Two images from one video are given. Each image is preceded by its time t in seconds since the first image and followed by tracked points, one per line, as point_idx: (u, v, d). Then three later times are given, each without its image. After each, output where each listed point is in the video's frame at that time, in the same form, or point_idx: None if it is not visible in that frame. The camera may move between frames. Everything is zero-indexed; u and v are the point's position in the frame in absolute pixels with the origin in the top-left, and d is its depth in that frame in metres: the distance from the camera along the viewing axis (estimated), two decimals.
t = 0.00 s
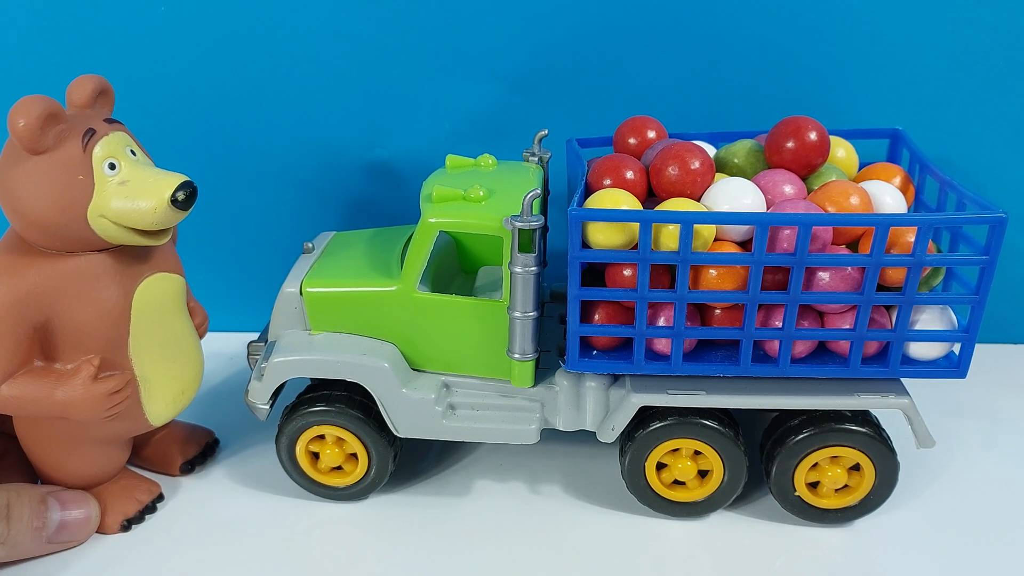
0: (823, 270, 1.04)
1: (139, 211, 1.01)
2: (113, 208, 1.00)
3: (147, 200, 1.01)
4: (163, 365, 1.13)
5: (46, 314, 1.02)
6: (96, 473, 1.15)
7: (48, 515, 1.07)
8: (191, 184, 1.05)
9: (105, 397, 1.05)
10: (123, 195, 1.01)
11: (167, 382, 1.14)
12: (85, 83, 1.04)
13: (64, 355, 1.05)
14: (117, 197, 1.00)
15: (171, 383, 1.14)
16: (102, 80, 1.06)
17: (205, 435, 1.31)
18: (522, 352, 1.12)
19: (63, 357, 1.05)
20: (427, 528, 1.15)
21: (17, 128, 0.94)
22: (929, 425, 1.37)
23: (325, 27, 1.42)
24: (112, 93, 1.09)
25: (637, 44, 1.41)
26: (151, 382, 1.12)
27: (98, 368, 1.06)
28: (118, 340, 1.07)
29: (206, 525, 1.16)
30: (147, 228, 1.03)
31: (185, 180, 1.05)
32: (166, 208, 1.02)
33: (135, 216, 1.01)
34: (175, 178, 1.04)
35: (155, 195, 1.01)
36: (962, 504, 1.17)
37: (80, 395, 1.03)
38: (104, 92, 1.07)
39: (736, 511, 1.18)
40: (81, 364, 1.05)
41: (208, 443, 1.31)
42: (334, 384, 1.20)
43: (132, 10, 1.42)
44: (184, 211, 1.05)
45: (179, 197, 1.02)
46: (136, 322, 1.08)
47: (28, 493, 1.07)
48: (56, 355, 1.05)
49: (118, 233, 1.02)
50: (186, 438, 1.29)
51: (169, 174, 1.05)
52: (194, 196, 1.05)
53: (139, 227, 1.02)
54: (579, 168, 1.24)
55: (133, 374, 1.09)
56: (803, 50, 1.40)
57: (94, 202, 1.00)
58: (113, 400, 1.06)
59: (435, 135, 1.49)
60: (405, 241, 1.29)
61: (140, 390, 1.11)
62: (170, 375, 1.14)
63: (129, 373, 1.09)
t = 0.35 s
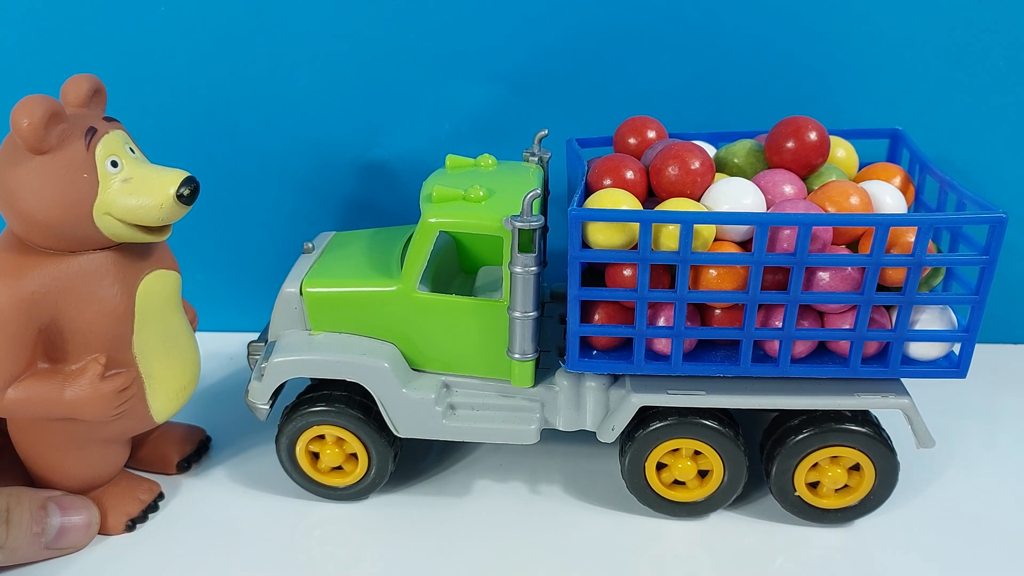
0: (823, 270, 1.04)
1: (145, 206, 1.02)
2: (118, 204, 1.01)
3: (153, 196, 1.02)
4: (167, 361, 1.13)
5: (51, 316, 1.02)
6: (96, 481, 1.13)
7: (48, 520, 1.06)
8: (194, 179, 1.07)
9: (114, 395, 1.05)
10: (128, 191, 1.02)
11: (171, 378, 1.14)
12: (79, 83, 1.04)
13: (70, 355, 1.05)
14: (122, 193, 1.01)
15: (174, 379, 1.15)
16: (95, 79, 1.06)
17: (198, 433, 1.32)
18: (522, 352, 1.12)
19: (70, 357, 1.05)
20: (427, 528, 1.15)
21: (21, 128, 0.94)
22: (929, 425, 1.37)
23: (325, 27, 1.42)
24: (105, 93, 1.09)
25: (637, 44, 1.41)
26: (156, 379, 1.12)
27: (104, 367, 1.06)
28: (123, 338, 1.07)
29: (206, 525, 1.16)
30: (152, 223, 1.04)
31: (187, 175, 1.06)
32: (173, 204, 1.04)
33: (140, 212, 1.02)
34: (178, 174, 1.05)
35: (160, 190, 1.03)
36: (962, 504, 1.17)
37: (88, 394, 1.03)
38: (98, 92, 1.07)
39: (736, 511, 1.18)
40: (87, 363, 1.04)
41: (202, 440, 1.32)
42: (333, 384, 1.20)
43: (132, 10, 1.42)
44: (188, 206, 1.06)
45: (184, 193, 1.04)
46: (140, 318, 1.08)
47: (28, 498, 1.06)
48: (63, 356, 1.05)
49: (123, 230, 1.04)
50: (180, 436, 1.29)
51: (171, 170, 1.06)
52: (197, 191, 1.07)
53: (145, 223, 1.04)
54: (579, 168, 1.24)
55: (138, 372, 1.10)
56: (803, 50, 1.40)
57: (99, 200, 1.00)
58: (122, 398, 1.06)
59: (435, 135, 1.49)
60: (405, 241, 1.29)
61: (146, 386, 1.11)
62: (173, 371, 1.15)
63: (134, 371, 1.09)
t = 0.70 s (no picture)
0: (823, 270, 1.04)
1: (79, 255, 0.90)
2: (51, 253, 0.90)
3: (87, 242, 0.90)
4: (134, 398, 1.06)
5: None
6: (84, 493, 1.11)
7: (31, 534, 1.05)
8: (136, 220, 0.94)
9: (69, 442, 0.99)
10: (61, 238, 0.90)
11: (138, 414, 1.07)
12: (15, 102, 0.94)
13: (23, 399, 0.99)
14: (55, 239, 0.90)
15: (142, 415, 1.08)
16: (32, 97, 0.95)
17: (200, 438, 1.28)
18: (522, 352, 1.12)
19: (22, 401, 0.99)
20: (427, 528, 1.15)
21: None
22: (929, 425, 1.36)
23: (325, 28, 1.42)
24: (48, 111, 0.99)
25: (637, 44, 1.41)
26: (120, 417, 1.05)
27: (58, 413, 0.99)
28: (79, 382, 1.00)
29: (205, 525, 1.16)
30: (93, 273, 0.92)
31: (132, 216, 0.94)
32: (108, 254, 0.91)
33: (74, 261, 0.90)
34: (120, 215, 0.93)
35: (96, 236, 0.90)
36: (963, 504, 1.17)
37: (42, 441, 0.97)
38: (38, 110, 0.97)
39: (736, 511, 1.18)
40: (40, 410, 0.98)
41: (205, 445, 1.29)
42: (333, 384, 1.20)
43: (133, 11, 1.42)
44: (130, 254, 0.93)
45: (124, 240, 0.91)
46: (96, 358, 1.01)
47: (11, 515, 1.05)
48: (14, 399, 0.99)
49: (59, 278, 0.93)
50: (180, 441, 1.25)
51: (117, 209, 0.94)
52: (141, 235, 0.94)
53: (82, 273, 0.92)
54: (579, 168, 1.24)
55: (100, 416, 1.03)
56: (803, 50, 1.40)
57: (29, 250, 0.90)
58: (77, 445, 1.00)
59: (435, 135, 1.49)
60: (405, 241, 1.29)
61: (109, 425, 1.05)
62: (142, 407, 1.07)
63: (95, 415, 1.02)
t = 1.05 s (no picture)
0: (823, 270, 1.04)
1: (101, 253, 0.90)
2: (73, 248, 0.91)
3: (110, 241, 0.90)
4: (145, 412, 1.06)
5: (13, 351, 0.96)
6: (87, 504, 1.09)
7: (24, 544, 1.03)
8: (163, 225, 0.94)
9: (69, 444, 0.98)
10: (86, 235, 0.91)
11: (147, 429, 1.07)
12: (63, 104, 0.96)
13: (32, 395, 0.99)
14: (79, 236, 0.91)
15: (151, 431, 1.08)
16: (83, 100, 0.98)
17: (215, 471, 1.22)
18: (522, 352, 1.12)
19: (32, 397, 0.99)
20: (427, 528, 1.15)
21: None
22: (929, 425, 1.37)
23: (325, 26, 1.42)
24: (99, 116, 1.01)
25: (637, 44, 1.41)
26: (126, 430, 1.05)
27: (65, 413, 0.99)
28: (90, 384, 1.00)
29: (206, 527, 1.15)
30: (112, 271, 0.92)
31: (159, 220, 0.94)
32: (129, 254, 0.91)
33: (95, 258, 0.91)
34: (148, 218, 0.93)
35: (119, 236, 0.91)
36: (962, 504, 1.17)
37: (44, 440, 0.96)
38: (89, 113, 0.99)
39: (736, 511, 1.18)
40: (48, 407, 0.98)
41: (216, 480, 1.22)
42: (333, 384, 1.20)
43: (132, 10, 1.42)
44: (153, 256, 0.94)
45: (146, 241, 0.91)
46: (108, 368, 1.01)
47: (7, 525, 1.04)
48: (25, 393, 0.99)
49: (80, 273, 0.93)
50: (193, 472, 1.20)
51: (145, 213, 0.94)
52: (167, 238, 0.94)
53: (103, 271, 0.92)
54: (579, 168, 1.24)
55: (106, 421, 1.03)
56: (804, 50, 1.40)
57: (55, 242, 0.91)
58: (78, 448, 0.99)
59: (435, 135, 1.49)
60: (405, 241, 1.29)
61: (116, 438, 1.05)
62: (152, 421, 1.07)
63: (100, 421, 1.02)
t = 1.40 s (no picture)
0: (823, 270, 1.04)
1: (116, 240, 0.91)
2: (88, 236, 0.91)
3: (124, 228, 0.91)
4: (152, 404, 1.06)
5: (23, 340, 0.97)
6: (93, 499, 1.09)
7: (45, 541, 1.00)
8: (175, 215, 0.94)
9: (78, 434, 0.98)
10: (100, 223, 0.91)
11: (154, 421, 1.07)
12: (80, 99, 0.97)
13: (40, 385, 0.99)
14: (93, 224, 0.91)
15: (158, 423, 1.08)
16: (100, 97, 0.98)
17: (216, 469, 1.23)
18: (522, 352, 1.12)
19: (41, 387, 0.99)
20: (427, 528, 1.15)
21: None
22: (929, 425, 1.37)
23: (326, 26, 1.42)
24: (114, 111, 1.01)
25: (637, 45, 1.41)
26: (132, 420, 1.05)
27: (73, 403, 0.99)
28: (98, 374, 1.00)
29: (206, 526, 1.16)
30: (126, 259, 0.93)
31: (171, 210, 0.95)
32: (143, 241, 0.92)
33: (109, 245, 0.91)
34: (161, 207, 0.94)
35: (132, 224, 0.91)
36: (963, 504, 1.17)
37: (52, 430, 0.97)
38: (103, 108, 0.99)
39: (736, 511, 1.18)
40: (56, 397, 0.98)
41: (217, 478, 1.23)
42: (333, 384, 1.20)
43: (133, 10, 1.42)
44: (166, 243, 0.94)
45: (159, 229, 0.92)
46: (118, 359, 1.01)
47: (29, 515, 1.01)
48: (33, 383, 0.99)
49: (93, 261, 0.93)
50: (194, 471, 1.21)
51: (158, 203, 0.95)
52: (179, 227, 0.95)
53: (116, 258, 0.93)
54: (579, 168, 1.24)
55: (112, 411, 1.02)
56: (804, 50, 1.40)
57: (69, 230, 0.91)
58: (86, 437, 0.99)
59: (436, 135, 1.49)
60: (405, 241, 1.29)
61: (123, 429, 1.04)
62: (157, 412, 1.07)
63: (107, 411, 1.02)
